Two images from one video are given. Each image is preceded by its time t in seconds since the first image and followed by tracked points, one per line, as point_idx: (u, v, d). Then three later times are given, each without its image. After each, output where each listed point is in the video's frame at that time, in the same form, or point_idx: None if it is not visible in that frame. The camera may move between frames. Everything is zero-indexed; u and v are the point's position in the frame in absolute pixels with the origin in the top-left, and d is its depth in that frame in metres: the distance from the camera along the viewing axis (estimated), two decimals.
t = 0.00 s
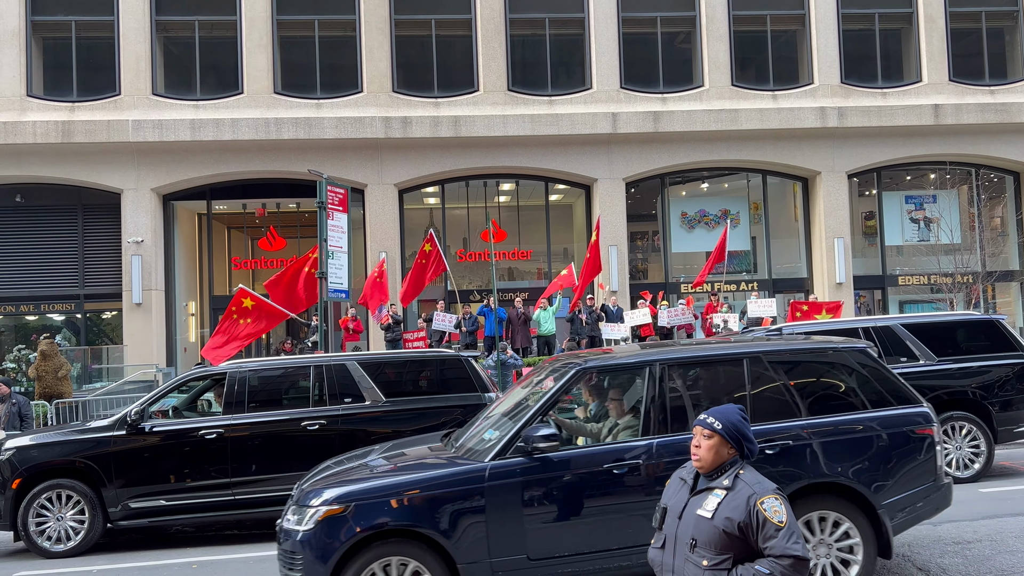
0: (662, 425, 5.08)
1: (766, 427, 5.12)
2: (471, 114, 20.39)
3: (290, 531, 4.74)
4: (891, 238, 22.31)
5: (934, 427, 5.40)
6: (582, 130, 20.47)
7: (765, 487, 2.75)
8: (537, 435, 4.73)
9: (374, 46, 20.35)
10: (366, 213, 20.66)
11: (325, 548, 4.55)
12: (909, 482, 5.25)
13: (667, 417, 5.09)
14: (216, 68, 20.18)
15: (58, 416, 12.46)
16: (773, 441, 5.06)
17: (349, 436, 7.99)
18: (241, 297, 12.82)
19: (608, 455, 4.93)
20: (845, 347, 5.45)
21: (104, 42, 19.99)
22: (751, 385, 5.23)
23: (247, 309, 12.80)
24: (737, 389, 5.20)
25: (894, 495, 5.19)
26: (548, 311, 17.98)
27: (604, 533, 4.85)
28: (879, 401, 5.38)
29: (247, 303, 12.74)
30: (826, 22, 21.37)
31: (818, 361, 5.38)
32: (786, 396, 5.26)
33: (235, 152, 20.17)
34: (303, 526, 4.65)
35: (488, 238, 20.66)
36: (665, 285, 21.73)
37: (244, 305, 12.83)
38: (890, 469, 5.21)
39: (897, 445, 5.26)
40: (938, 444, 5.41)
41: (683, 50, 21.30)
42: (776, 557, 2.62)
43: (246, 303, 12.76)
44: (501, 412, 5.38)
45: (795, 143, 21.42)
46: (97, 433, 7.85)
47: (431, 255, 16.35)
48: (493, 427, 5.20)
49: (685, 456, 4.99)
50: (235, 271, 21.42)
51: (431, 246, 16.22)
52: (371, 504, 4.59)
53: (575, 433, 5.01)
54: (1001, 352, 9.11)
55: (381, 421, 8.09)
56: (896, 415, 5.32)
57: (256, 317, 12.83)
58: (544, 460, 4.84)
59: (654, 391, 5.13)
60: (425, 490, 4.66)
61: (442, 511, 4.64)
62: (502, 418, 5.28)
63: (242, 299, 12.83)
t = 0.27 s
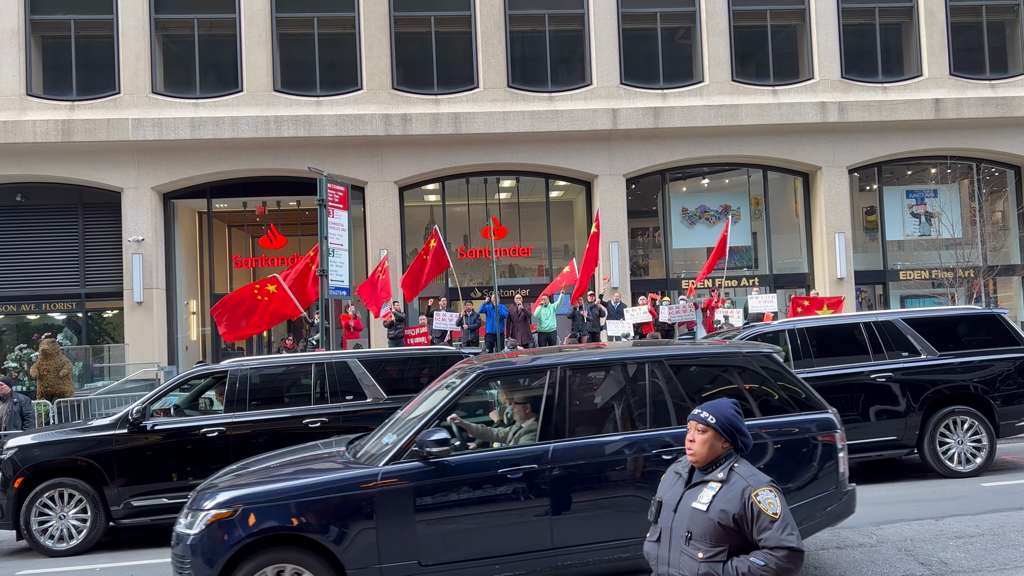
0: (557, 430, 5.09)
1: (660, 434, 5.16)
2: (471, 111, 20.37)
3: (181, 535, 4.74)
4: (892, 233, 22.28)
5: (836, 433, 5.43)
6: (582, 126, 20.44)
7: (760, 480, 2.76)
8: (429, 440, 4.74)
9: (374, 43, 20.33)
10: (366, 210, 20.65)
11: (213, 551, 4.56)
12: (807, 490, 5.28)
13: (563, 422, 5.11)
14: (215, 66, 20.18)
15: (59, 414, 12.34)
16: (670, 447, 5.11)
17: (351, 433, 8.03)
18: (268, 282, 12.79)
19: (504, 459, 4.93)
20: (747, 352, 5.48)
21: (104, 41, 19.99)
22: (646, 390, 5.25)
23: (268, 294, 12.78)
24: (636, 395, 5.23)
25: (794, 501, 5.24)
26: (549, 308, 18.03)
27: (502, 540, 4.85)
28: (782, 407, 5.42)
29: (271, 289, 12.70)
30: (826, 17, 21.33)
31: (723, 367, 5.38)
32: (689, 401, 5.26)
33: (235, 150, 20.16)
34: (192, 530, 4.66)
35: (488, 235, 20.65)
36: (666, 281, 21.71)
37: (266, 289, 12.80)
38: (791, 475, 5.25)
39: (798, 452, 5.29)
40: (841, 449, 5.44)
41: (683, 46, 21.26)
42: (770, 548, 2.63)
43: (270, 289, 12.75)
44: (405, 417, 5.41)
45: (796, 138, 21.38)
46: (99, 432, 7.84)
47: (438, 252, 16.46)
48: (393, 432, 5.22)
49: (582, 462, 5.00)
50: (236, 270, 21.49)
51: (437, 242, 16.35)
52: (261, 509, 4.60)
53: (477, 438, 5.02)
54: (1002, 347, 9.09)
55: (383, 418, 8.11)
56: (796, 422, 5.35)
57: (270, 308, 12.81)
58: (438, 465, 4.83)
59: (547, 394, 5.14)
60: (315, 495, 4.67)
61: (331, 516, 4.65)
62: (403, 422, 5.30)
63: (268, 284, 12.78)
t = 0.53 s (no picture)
0: (451, 438, 4.89)
1: (560, 441, 4.95)
2: (471, 107, 20.34)
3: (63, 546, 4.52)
4: (892, 229, 22.29)
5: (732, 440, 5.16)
6: (582, 122, 20.41)
7: (755, 473, 2.77)
8: (315, 451, 4.58)
9: (373, 39, 20.31)
10: (366, 207, 20.63)
11: (92, 562, 4.34)
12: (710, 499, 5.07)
13: (458, 430, 4.91)
14: (215, 63, 20.16)
15: (59, 412, 12.29)
16: (564, 455, 4.89)
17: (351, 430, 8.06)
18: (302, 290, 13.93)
19: (390, 471, 4.71)
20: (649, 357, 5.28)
21: (103, 37, 19.97)
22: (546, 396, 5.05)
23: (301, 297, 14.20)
24: (527, 403, 5.02)
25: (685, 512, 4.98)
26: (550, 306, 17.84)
27: (381, 553, 4.60)
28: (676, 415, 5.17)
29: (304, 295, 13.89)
30: (826, 12, 21.30)
31: (616, 375, 5.18)
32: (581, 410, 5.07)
33: (235, 147, 20.15)
34: (74, 539, 4.45)
35: (488, 231, 20.65)
36: (666, 277, 21.71)
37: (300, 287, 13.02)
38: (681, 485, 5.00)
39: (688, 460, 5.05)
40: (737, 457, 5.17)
41: (683, 41, 21.23)
42: (765, 541, 2.64)
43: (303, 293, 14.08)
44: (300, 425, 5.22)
45: (796, 134, 21.37)
46: (100, 429, 7.83)
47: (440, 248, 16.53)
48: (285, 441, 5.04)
49: (467, 473, 4.76)
50: (236, 267, 21.67)
51: (439, 237, 16.40)
52: (143, 518, 4.40)
53: (375, 447, 4.84)
54: (1001, 342, 9.11)
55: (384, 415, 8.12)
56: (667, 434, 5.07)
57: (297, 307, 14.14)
58: (329, 475, 4.65)
59: (442, 403, 4.95)
60: (200, 505, 4.47)
61: (217, 527, 4.45)
62: (297, 430, 5.12)
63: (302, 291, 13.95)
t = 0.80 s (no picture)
0: (336, 445, 4.71)
1: (445, 449, 4.75)
2: (470, 103, 20.32)
3: None
4: (891, 225, 22.31)
5: (627, 449, 5.06)
6: (581, 118, 20.40)
7: (750, 469, 2.78)
8: (193, 458, 4.39)
9: (372, 35, 20.27)
10: (365, 203, 20.62)
11: None
12: (597, 506, 4.90)
13: (343, 437, 4.73)
14: (213, 58, 20.13)
15: (58, 407, 12.33)
16: (451, 463, 4.70)
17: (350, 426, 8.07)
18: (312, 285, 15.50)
19: (275, 477, 4.54)
20: (540, 365, 5.15)
21: (101, 33, 19.93)
22: (433, 403, 4.90)
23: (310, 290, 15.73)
24: (419, 410, 4.86)
25: (576, 521, 4.82)
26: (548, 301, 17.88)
27: (259, 561, 4.43)
28: (571, 422, 5.05)
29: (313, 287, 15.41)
30: (825, 8, 21.27)
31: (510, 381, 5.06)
32: (473, 416, 4.92)
33: (234, 142, 20.13)
34: None
35: (487, 227, 20.66)
36: (665, 273, 21.72)
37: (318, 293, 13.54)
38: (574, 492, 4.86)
39: (582, 468, 4.91)
40: (631, 467, 5.06)
41: (682, 38, 21.20)
42: (761, 536, 2.65)
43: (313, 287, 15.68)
44: (186, 433, 5.03)
45: (795, 130, 21.37)
46: (100, 425, 7.79)
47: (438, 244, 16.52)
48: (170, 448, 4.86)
49: (351, 481, 4.58)
50: (235, 263, 21.55)
51: (439, 234, 16.41)
52: (14, 525, 4.15)
53: (268, 454, 4.68)
54: (999, 339, 9.13)
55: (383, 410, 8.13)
56: (583, 435, 5.00)
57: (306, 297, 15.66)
58: (210, 483, 4.46)
59: (330, 408, 4.79)
60: (76, 511, 4.26)
61: (93, 535, 4.25)
62: (182, 439, 4.93)
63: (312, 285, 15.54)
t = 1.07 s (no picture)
0: (217, 451, 4.65)
1: (326, 456, 4.70)
2: (468, 98, 20.29)
3: None
4: (889, 223, 22.32)
5: (516, 457, 4.98)
6: (580, 114, 20.37)
7: (746, 465, 2.78)
8: (63, 463, 4.36)
9: (370, 30, 20.23)
10: (363, 199, 20.59)
11: None
12: (484, 514, 4.83)
13: (226, 443, 4.68)
14: (211, 53, 20.07)
15: (56, 402, 12.36)
16: (332, 470, 4.64)
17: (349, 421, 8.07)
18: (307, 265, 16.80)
19: (150, 483, 4.50)
20: (434, 369, 5.05)
21: (98, 26, 19.86)
22: (320, 409, 4.83)
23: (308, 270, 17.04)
24: (304, 415, 4.80)
25: (460, 529, 4.75)
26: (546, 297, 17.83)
27: (131, 567, 4.39)
28: (461, 429, 4.97)
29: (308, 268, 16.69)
30: (824, 5, 21.26)
31: (401, 387, 4.97)
32: (359, 422, 4.84)
33: (232, 137, 20.08)
34: None
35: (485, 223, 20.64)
36: (663, 270, 21.73)
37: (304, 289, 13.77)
38: (459, 500, 4.78)
39: (467, 476, 4.84)
40: (520, 476, 4.98)
41: (681, 34, 21.18)
42: (756, 532, 2.65)
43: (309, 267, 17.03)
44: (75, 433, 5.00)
45: (794, 127, 21.36)
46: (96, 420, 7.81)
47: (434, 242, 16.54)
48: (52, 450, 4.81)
49: (230, 489, 4.54)
50: (233, 257, 21.48)
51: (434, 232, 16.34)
52: None
53: (156, 458, 4.63)
54: (997, 336, 9.14)
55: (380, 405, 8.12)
56: (473, 442, 4.92)
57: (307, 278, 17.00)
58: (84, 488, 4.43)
59: (213, 413, 4.73)
60: None
61: None
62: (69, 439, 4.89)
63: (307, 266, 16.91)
